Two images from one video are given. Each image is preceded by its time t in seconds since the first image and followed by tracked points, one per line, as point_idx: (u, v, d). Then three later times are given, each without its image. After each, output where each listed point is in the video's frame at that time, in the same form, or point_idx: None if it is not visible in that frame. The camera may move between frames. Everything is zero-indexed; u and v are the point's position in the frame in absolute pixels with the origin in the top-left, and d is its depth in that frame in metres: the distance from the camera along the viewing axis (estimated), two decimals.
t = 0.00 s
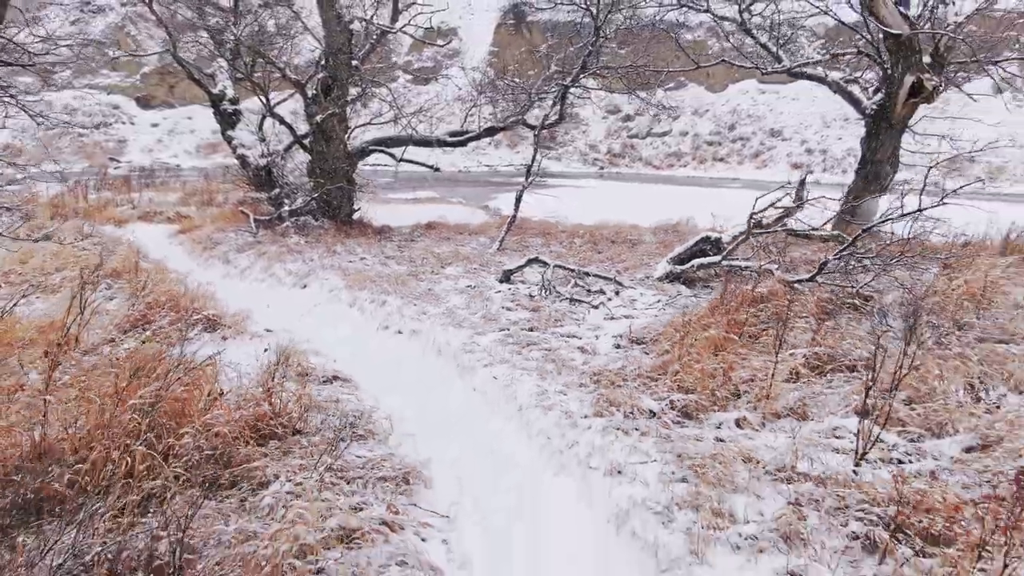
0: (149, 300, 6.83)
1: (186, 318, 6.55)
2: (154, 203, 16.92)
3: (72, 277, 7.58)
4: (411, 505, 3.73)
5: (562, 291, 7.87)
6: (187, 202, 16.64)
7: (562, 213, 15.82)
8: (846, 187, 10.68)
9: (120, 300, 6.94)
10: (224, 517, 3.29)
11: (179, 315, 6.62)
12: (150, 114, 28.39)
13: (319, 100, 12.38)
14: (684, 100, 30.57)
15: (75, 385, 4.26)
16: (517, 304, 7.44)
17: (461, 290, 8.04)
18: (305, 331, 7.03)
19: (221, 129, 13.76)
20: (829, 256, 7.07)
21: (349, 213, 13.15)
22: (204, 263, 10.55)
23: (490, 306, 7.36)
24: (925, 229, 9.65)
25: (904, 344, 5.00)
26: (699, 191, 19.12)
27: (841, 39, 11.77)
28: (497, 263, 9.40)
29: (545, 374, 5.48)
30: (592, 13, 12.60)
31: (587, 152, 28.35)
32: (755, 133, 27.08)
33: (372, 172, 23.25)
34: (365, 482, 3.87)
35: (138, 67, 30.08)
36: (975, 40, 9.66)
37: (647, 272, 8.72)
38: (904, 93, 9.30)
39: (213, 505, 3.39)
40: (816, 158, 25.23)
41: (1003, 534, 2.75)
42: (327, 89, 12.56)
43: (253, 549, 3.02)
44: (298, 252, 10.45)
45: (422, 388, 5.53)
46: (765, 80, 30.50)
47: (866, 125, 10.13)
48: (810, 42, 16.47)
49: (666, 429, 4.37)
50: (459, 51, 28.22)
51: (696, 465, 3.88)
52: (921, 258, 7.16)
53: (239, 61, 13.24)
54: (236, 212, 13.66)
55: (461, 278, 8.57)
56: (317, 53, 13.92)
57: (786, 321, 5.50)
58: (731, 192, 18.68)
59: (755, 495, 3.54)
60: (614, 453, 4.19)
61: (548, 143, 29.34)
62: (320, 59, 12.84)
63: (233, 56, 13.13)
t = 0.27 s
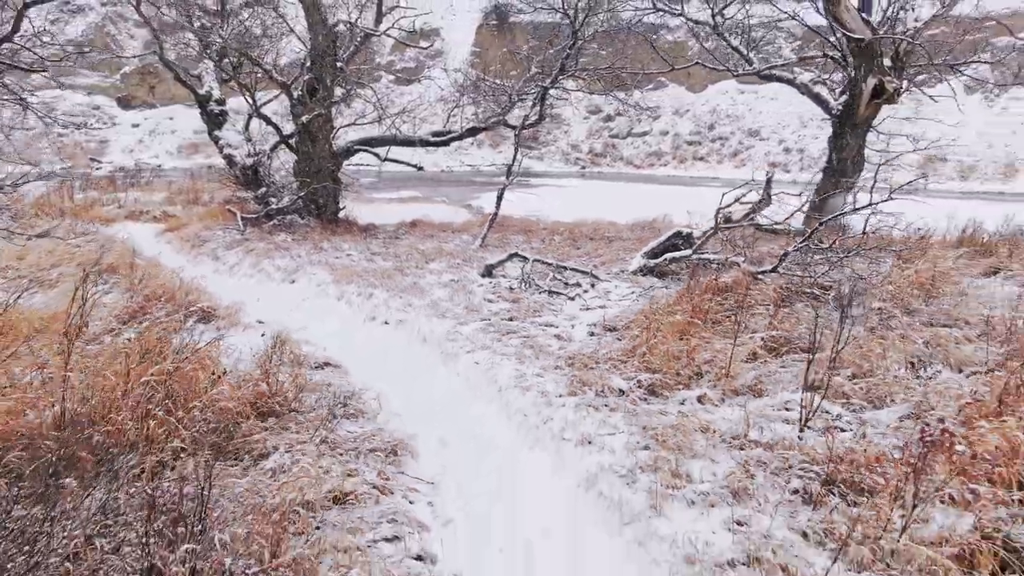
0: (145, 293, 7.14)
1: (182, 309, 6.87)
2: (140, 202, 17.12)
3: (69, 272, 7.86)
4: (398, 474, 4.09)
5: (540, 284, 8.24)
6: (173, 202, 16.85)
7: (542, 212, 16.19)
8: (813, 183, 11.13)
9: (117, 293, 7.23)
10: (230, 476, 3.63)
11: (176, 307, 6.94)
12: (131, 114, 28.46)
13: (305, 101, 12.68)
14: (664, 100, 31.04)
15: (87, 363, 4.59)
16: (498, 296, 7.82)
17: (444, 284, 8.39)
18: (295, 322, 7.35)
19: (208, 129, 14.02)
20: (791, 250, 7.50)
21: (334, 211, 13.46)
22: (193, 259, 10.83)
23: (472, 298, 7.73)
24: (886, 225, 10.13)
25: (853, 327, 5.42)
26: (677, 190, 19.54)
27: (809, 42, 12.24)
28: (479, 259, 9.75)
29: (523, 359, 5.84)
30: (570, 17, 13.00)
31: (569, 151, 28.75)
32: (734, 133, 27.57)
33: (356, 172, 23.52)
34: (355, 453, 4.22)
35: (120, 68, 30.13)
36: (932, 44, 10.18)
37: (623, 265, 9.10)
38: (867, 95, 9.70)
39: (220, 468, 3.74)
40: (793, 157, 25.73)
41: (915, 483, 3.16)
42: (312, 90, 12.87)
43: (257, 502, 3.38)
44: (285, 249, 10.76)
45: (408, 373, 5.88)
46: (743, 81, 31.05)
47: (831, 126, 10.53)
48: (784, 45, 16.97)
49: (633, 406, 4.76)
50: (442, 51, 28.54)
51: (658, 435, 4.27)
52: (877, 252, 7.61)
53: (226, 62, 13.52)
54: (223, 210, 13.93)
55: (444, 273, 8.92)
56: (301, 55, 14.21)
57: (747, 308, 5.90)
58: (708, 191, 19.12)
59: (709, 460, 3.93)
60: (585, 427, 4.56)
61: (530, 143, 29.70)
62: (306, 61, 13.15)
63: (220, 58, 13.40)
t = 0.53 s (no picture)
0: (142, 287, 7.43)
1: (179, 301, 7.17)
2: (127, 202, 17.31)
3: (66, 268, 8.12)
4: (387, 449, 4.41)
5: (521, 278, 8.60)
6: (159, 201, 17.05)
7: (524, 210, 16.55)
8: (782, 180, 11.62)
9: (114, 287, 7.52)
10: (235, 447, 3.96)
11: (172, 300, 7.24)
12: (115, 114, 28.53)
13: (291, 102, 12.99)
14: (644, 100, 31.51)
15: (98, 347, 4.93)
16: (480, 289, 8.18)
17: (429, 278, 8.74)
18: (286, 313, 7.66)
19: (195, 130, 14.28)
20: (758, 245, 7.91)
21: (320, 210, 13.77)
22: (183, 256, 11.09)
23: (455, 292, 8.09)
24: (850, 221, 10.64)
25: (807, 313, 5.85)
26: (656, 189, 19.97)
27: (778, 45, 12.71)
28: (462, 255, 10.10)
29: (503, 347, 6.20)
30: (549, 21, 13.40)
31: (551, 151, 29.14)
32: (713, 133, 28.04)
33: (340, 172, 23.79)
34: (347, 429, 4.56)
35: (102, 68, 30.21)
36: (890, 48, 10.79)
37: (600, 260, 9.48)
38: (831, 97, 10.27)
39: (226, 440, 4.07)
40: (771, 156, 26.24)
41: (846, 442, 3.57)
42: (298, 92, 13.18)
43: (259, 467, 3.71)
44: (274, 247, 11.06)
45: (394, 360, 6.22)
46: (722, 81, 31.59)
47: (799, 126, 10.99)
48: (757, 48, 17.48)
49: (605, 387, 5.13)
50: (425, 52, 28.85)
51: (626, 411, 4.65)
52: (839, 246, 8.04)
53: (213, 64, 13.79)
54: (210, 210, 14.19)
55: (429, 268, 9.27)
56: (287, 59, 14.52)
57: (712, 298, 6.31)
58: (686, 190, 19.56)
59: (672, 432, 4.32)
60: (560, 407, 4.92)
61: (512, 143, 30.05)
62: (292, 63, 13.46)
63: (207, 60, 13.68)
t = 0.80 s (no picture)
0: (136, 282, 7.69)
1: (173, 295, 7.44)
2: (112, 202, 17.47)
3: (59, 265, 8.36)
4: (376, 427, 4.75)
5: (502, 274, 8.93)
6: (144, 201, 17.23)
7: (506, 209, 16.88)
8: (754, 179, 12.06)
9: (108, 282, 7.77)
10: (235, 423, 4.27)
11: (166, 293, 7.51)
12: (97, 115, 28.56)
13: (277, 104, 13.28)
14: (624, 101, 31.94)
15: (101, 334, 5.22)
16: (462, 284, 8.52)
17: (413, 274, 9.05)
18: (275, 307, 7.95)
19: (181, 131, 14.53)
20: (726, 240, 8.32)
21: (306, 209, 14.06)
22: (172, 254, 11.32)
23: (438, 286, 8.43)
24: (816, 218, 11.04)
25: (769, 302, 6.25)
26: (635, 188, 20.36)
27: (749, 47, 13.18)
28: (445, 252, 10.42)
29: (483, 336, 6.55)
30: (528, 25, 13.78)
31: (533, 151, 29.48)
32: (692, 133, 28.45)
33: (324, 172, 24.01)
34: (338, 409, 4.88)
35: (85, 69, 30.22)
36: (854, 51, 11.27)
37: (578, 256, 9.81)
38: (798, 99, 10.75)
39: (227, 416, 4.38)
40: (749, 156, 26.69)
41: (793, 414, 3.94)
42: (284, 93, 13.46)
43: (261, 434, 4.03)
44: (261, 245, 11.32)
45: (380, 350, 6.55)
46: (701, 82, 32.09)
47: (770, 127, 11.41)
48: (733, 50, 17.95)
49: (578, 372, 5.49)
50: (407, 53, 29.11)
51: (598, 392, 5.01)
52: (805, 241, 8.43)
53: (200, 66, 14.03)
54: (197, 209, 14.42)
55: (413, 264, 9.58)
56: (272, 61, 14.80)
57: (680, 290, 6.70)
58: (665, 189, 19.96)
59: (639, 409, 4.68)
60: (536, 389, 5.28)
61: (495, 143, 30.37)
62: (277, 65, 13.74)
63: (194, 62, 13.92)
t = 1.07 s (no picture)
0: (128, 278, 7.92)
1: (165, 289, 7.70)
2: (98, 202, 17.59)
3: (52, 262, 8.55)
4: (364, 411, 5.05)
5: (483, 270, 9.21)
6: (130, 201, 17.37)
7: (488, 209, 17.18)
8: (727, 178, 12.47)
9: (101, 278, 8.00)
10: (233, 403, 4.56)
11: (158, 288, 7.75)
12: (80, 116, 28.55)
13: (264, 105, 13.52)
14: (606, 102, 32.32)
15: (101, 320, 5.49)
16: (446, 279, 8.83)
17: (397, 269, 9.34)
18: (264, 301, 8.23)
19: (167, 131, 14.69)
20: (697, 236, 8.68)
21: (291, 208, 14.32)
22: (160, 252, 11.52)
23: (422, 281, 8.74)
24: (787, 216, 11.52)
25: (734, 293, 6.62)
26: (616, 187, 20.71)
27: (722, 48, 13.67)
28: (429, 249, 10.70)
29: (465, 328, 6.88)
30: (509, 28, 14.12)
31: (516, 152, 29.80)
32: (674, 133, 28.82)
33: (309, 172, 24.18)
34: (328, 392, 5.18)
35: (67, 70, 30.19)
36: (823, 54, 11.70)
37: (558, 253, 10.10)
38: (768, 100, 11.21)
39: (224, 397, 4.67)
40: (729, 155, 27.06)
41: (748, 392, 4.29)
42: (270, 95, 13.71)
43: (259, 408, 4.33)
44: (248, 243, 11.56)
45: (367, 340, 6.85)
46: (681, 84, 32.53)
47: (743, 128, 11.81)
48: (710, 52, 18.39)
49: (554, 358, 5.83)
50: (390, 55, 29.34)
51: (572, 376, 5.36)
52: (774, 237, 8.81)
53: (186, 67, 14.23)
54: (184, 208, 14.61)
55: (398, 261, 9.86)
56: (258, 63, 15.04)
57: (652, 282, 7.05)
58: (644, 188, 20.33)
59: (610, 391, 5.02)
60: (515, 375, 5.62)
61: (478, 143, 30.64)
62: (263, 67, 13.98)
63: (180, 63, 14.13)
